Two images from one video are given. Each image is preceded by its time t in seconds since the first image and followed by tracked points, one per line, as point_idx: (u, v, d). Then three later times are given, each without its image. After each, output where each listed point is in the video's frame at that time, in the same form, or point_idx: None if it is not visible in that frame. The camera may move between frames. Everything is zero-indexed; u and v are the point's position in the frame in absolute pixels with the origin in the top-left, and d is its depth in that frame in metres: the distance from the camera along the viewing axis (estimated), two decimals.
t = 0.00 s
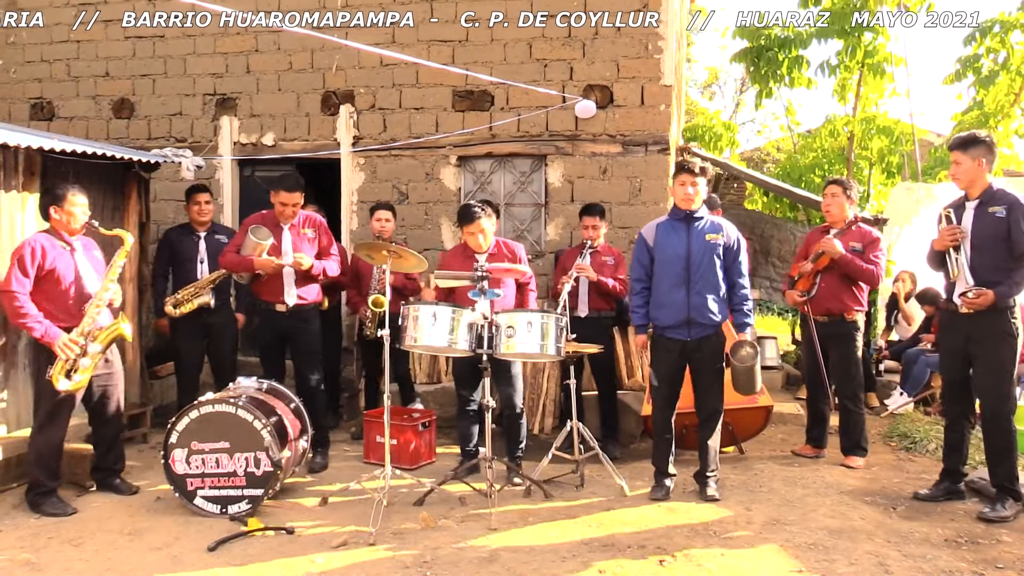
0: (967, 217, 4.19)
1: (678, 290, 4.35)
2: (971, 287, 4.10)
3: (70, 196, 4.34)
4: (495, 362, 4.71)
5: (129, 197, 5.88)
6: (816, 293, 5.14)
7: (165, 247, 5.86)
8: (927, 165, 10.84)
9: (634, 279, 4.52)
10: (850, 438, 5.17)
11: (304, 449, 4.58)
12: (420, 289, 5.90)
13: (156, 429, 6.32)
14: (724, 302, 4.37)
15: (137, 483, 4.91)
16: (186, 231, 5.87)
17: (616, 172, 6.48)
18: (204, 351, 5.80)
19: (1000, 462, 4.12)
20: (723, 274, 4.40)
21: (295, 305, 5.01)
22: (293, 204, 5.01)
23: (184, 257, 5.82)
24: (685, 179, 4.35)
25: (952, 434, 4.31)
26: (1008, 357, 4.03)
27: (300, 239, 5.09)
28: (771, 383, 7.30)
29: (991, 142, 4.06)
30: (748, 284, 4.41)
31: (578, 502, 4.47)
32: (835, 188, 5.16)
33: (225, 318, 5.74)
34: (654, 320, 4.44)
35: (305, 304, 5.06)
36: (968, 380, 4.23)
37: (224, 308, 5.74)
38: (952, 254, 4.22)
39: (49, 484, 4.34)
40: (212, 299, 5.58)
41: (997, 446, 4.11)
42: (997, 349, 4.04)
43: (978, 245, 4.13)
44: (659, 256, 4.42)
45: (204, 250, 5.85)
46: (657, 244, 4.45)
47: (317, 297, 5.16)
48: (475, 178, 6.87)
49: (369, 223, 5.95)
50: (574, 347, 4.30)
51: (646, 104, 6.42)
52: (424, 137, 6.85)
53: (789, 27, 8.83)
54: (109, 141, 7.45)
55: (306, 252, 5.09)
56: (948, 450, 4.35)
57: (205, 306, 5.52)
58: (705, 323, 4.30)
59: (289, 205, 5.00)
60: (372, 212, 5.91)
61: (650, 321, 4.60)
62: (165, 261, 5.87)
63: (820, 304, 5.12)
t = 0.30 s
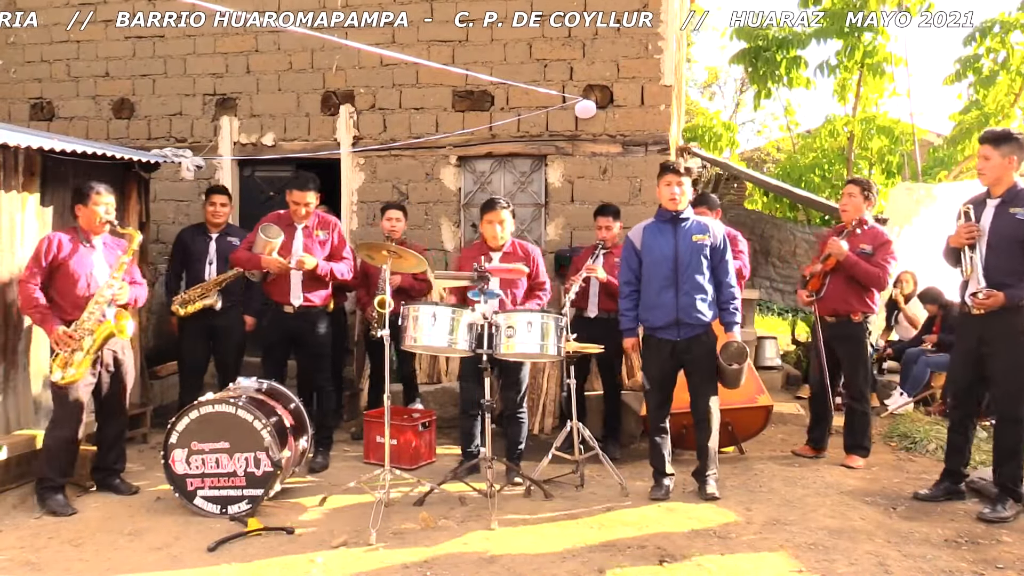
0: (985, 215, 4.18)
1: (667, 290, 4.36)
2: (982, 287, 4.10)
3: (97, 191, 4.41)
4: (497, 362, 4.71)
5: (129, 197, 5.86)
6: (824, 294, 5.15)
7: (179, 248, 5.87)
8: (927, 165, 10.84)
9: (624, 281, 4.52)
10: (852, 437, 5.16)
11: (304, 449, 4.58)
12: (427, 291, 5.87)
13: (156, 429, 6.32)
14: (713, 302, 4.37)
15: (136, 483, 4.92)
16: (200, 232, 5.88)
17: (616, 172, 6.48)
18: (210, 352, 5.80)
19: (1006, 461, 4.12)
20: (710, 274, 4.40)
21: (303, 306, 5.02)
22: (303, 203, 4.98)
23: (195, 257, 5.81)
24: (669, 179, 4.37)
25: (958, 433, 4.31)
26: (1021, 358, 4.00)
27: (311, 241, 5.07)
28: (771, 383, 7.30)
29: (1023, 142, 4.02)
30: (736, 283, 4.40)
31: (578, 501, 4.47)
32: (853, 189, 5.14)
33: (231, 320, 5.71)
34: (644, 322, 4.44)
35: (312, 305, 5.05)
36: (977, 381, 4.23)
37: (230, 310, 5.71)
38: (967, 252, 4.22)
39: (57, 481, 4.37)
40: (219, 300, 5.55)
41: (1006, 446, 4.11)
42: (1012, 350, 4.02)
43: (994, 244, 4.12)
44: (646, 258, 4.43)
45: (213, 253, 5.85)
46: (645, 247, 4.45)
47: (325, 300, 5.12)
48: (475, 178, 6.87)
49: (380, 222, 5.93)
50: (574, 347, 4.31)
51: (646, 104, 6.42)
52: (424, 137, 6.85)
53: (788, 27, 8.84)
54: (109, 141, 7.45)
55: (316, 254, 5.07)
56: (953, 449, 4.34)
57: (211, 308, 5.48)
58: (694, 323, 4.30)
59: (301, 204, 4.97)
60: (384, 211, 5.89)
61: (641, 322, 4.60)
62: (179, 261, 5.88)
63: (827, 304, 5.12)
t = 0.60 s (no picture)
0: (996, 217, 4.15)
1: (664, 291, 4.35)
2: (988, 291, 4.11)
3: (104, 191, 4.44)
4: (498, 362, 4.71)
5: (129, 197, 5.85)
6: (831, 295, 5.18)
7: (185, 247, 5.87)
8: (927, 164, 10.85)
9: (620, 282, 4.50)
10: (854, 438, 5.15)
11: (304, 449, 4.57)
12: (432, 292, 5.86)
13: (156, 429, 6.31)
14: (710, 301, 4.37)
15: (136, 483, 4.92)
16: (205, 232, 5.89)
17: (616, 172, 6.48)
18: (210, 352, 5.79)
19: (1010, 462, 4.12)
20: (707, 273, 4.40)
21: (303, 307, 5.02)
22: (311, 202, 5.00)
23: (199, 257, 5.81)
24: (664, 180, 4.36)
25: (960, 433, 4.31)
26: None
27: (314, 242, 5.08)
28: (771, 383, 7.30)
29: None
30: (733, 282, 4.41)
31: (578, 502, 4.47)
32: (864, 188, 5.09)
33: (232, 319, 5.71)
34: (641, 322, 4.44)
35: (317, 307, 5.03)
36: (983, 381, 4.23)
37: (232, 310, 5.71)
38: (976, 254, 4.22)
39: (62, 481, 4.40)
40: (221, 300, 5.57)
41: (1011, 446, 4.11)
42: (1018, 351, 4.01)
43: (1002, 247, 4.10)
44: (643, 259, 4.42)
45: (218, 251, 5.83)
46: (642, 247, 4.44)
47: (332, 301, 5.11)
48: (476, 178, 6.87)
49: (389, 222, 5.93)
50: (575, 347, 4.31)
51: (646, 104, 6.42)
52: (424, 137, 6.85)
53: (788, 27, 8.84)
54: (109, 141, 7.45)
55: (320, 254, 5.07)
56: (954, 449, 4.34)
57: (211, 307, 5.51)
58: (692, 323, 4.30)
59: (310, 203, 4.99)
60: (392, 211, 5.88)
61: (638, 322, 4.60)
62: (182, 263, 5.86)
63: (831, 305, 5.17)
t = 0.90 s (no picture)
0: (995, 216, 4.15)
1: (664, 291, 4.35)
2: (986, 289, 4.11)
3: (108, 192, 4.45)
4: (499, 363, 4.71)
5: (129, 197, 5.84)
6: (831, 296, 5.19)
7: (185, 247, 5.87)
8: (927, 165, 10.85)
9: (619, 283, 4.50)
10: (854, 437, 5.15)
11: (305, 449, 4.57)
12: (433, 292, 5.85)
13: (156, 429, 6.31)
14: (710, 301, 4.37)
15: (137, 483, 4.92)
16: (205, 231, 5.89)
17: (616, 172, 6.48)
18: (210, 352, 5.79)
19: (1010, 462, 4.12)
20: (707, 273, 4.41)
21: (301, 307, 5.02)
22: (315, 199, 4.99)
23: (200, 257, 5.81)
24: (664, 180, 4.35)
25: (960, 433, 4.31)
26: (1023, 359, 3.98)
27: (314, 242, 5.08)
28: (770, 383, 7.30)
29: None
30: (733, 282, 4.41)
31: (577, 502, 4.47)
32: (864, 193, 5.04)
33: (232, 319, 5.71)
34: (642, 323, 4.44)
35: (317, 308, 5.04)
36: (983, 382, 4.23)
37: (233, 310, 5.71)
38: (974, 252, 4.23)
39: (57, 480, 4.42)
40: (222, 299, 5.57)
41: (1010, 447, 4.11)
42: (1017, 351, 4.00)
43: (1000, 246, 4.11)
44: (643, 259, 4.42)
45: (217, 250, 5.83)
46: (641, 248, 4.44)
47: (332, 302, 5.11)
48: (476, 178, 6.87)
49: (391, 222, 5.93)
50: (575, 347, 4.30)
51: (646, 104, 6.42)
52: (424, 137, 6.85)
53: (788, 28, 8.84)
54: (109, 141, 7.45)
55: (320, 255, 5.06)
56: (954, 449, 4.34)
57: (213, 306, 5.51)
58: (693, 323, 4.30)
59: (311, 201, 4.99)
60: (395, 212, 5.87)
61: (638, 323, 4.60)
62: (182, 263, 5.86)
63: (831, 305, 5.18)
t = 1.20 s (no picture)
0: (985, 216, 4.16)
1: (667, 292, 4.36)
2: (978, 288, 4.10)
3: (94, 190, 4.44)
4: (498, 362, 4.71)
5: (129, 198, 5.84)
6: (827, 296, 5.17)
7: (179, 245, 5.87)
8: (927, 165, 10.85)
9: (621, 283, 4.50)
10: (852, 437, 5.16)
11: (304, 449, 4.57)
12: (428, 291, 5.84)
13: (156, 429, 6.31)
14: (712, 301, 4.38)
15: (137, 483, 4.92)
16: (200, 230, 5.89)
17: (616, 172, 6.48)
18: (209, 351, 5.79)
19: (1007, 461, 4.12)
20: (710, 273, 4.42)
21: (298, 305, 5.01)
22: (311, 190, 5.03)
23: (196, 256, 5.80)
24: (667, 180, 4.35)
25: (956, 432, 4.32)
26: (1018, 358, 3.99)
27: (310, 239, 5.05)
28: (770, 383, 7.30)
29: None
30: (735, 283, 4.43)
31: (577, 502, 4.47)
32: (852, 195, 5.05)
33: (231, 318, 5.71)
34: (644, 323, 4.44)
35: (312, 305, 5.03)
36: (976, 381, 4.23)
37: (231, 308, 5.71)
38: (965, 252, 4.22)
39: (44, 479, 4.43)
40: (221, 298, 5.57)
41: (1006, 446, 4.11)
42: (1010, 350, 4.01)
43: (993, 245, 4.11)
44: (646, 259, 4.42)
45: (214, 250, 5.83)
46: (644, 249, 4.45)
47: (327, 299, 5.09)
48: (475, 178, 6.87)
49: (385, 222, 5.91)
50: (575, 347, 4.30)
51: (646, 104, 6.42)
52: (424, 137, 6.85)
53: (789, 27, 8.84)
54: (109, 141, 7.45)
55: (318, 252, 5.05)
56: (951, 448, 4.34)
57: (213, 305, 5.50)
58: (695, 323, 4.30)
59: (310, 192, 5.02)
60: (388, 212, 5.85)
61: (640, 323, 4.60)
62: (179, 261, 5.86)
63: (830, 306, 5.15)
